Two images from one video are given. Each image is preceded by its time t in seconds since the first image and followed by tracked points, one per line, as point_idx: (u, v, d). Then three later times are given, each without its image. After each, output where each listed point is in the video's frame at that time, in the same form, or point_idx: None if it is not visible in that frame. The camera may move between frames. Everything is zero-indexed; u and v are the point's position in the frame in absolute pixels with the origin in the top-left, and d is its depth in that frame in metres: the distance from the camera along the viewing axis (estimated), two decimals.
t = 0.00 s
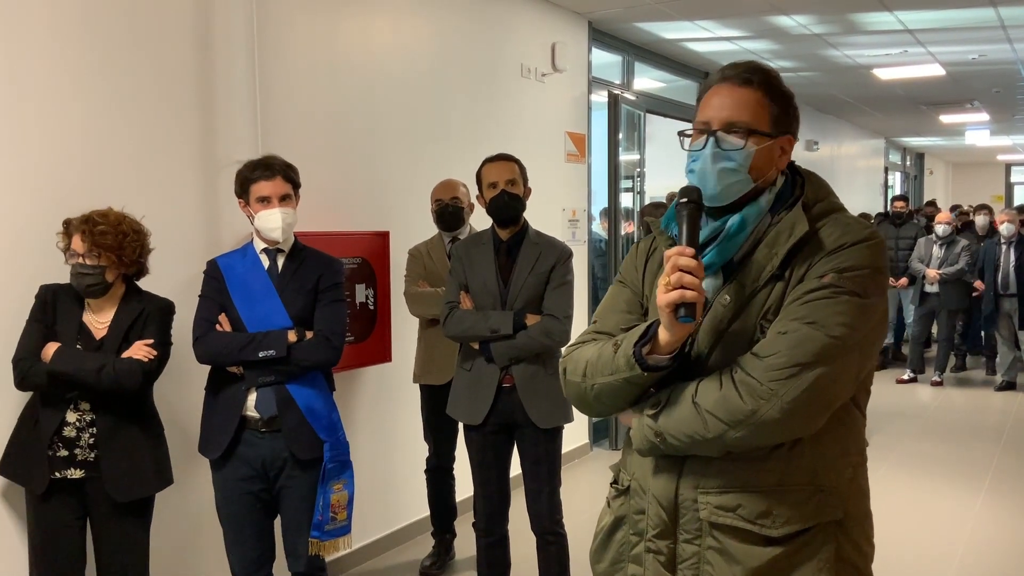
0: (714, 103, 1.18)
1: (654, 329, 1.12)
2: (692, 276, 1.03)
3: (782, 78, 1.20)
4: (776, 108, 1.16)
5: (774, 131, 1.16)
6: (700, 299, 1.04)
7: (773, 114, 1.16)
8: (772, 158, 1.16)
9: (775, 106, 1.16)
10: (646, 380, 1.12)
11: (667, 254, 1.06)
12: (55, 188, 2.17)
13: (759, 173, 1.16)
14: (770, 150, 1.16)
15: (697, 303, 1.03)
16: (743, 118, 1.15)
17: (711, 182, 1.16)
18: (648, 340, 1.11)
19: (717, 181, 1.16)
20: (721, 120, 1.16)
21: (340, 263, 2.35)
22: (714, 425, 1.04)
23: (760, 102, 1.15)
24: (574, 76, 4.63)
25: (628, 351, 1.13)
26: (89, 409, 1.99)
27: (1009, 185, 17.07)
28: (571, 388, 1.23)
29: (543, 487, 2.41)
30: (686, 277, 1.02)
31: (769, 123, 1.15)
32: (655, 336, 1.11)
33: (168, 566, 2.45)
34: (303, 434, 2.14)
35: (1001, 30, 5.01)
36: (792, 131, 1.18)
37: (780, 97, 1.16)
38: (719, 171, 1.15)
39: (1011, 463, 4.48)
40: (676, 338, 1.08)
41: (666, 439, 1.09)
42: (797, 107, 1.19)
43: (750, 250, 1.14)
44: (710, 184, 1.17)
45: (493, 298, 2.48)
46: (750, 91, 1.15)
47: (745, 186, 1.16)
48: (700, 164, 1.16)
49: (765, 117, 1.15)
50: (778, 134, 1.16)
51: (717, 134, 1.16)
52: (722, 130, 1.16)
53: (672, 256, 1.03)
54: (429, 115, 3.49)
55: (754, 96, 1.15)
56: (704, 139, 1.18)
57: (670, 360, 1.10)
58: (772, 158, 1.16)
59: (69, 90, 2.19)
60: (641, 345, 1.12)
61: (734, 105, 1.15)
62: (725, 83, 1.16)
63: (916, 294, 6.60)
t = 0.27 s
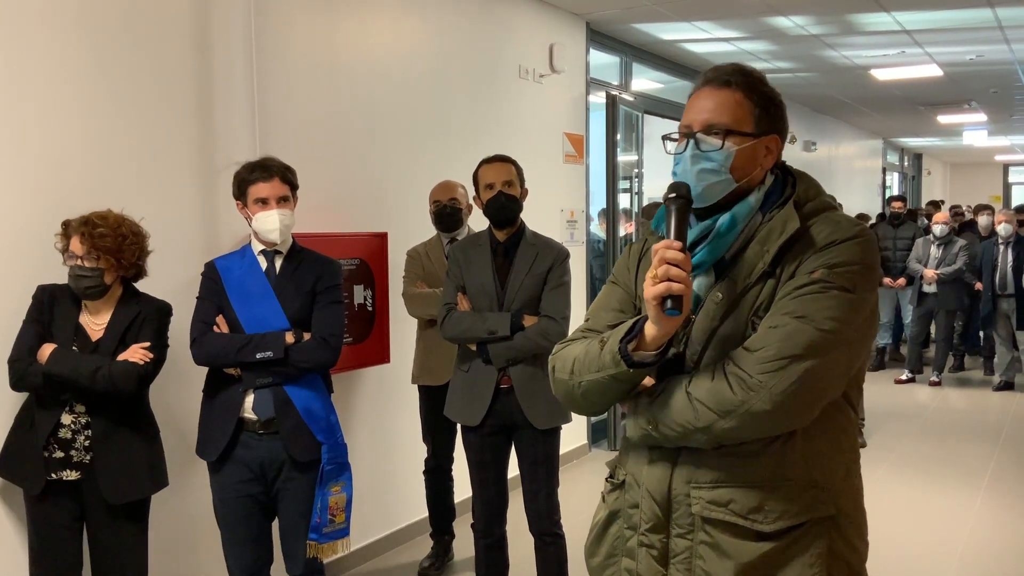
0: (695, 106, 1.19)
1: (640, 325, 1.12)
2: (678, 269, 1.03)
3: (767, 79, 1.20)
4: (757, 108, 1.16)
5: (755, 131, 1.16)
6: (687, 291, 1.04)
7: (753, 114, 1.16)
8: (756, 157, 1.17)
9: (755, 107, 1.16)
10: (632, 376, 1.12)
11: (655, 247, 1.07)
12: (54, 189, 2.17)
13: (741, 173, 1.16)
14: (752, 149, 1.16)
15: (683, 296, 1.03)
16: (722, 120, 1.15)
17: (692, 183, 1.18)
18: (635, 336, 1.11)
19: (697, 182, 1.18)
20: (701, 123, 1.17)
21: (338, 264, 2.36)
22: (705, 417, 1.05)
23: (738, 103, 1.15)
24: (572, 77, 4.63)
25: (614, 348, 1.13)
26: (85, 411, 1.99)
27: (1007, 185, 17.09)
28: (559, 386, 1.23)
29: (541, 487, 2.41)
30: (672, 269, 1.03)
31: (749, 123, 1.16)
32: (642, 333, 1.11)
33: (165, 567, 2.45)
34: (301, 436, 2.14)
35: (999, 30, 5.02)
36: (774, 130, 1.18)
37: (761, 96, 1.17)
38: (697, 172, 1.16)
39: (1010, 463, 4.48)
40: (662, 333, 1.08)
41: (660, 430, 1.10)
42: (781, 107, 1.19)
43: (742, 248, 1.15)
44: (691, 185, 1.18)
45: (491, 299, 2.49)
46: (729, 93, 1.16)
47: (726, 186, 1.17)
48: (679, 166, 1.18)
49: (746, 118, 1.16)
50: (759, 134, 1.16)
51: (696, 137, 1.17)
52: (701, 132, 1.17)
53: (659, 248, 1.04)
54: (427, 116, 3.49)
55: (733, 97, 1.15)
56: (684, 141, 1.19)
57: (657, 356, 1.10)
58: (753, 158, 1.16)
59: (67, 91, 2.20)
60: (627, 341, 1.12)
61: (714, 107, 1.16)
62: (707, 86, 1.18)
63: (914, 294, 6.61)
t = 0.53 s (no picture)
0: (683, 109, 1.19)
1: (635, 332, 1.12)
2: (668, 273, 1.03)
3: (753, 79, 1.20)
4: (744, 109, 1.16)
5: (742, 132, 1.16)
6: (677, 295, 1.04)
7: (741, 115, 1.16)
8: (745, 158, 1.17)
9: (743, 108, 1.16)
10: (630, 382, 1.12)
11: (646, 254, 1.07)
12: (50, 190, 2.17)
13: (731, 175, 1.16)
14: (741, 151, 1.16)
15: (673, 299, 1.04)
16: (710, 121, 1.15)
17: (683, 187, 1.18)
18: (630, 342, 1.12)
19: (688, 186, 1.18)
20: (690, 126, 1.17)
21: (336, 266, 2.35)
22: (702, 426, 1.04)
23: (725, 104, 1.15)
24: (570, 78, 4.63)
25: (611, 355, 1.13)
26: (82, 413, 1.98)
27: (1004, 186, 17.13)
28: (562, 396, 1.23)
29: (539, 489, 2.41)
30: (661, 274, 1.03)
31: (737, 124, 1.16)
32: (637, 339, 1.12)
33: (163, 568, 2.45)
34: (298, 438, 2.13)
35: (997, 31, 5.02)
36: (762, 130, 1.18)
37: (747, 97, 1.17)
38: (688, 175, 1.17)
39: (1008, 463, 4.49)
40: (656, 338, 1.08)
41: (655, 440, 1.09)
42: (768, 107, 1.19)
43: (735, 253, 1.14)
44: (682, 189, 1.19)
45: (489, 300, 2.48)
46: (716, 95, 1.15)
47: (716, 190, 1.18)
48: (670, 170, 1.18)
49: (733, 119, 1.15)
50: (747, 135, 1.16)
51: (684, 139, 1.17)
52: (690, 135, 1.17)
53: (648, 254, 1.04)
54: (424, 117, 3.49)
55: (720, 99, 1.15)
56: (674, 145, 1.19)
57: (653, 362, 1.10)
58: (742, 159, 1.16)
59: (65, 91, 2.19)
60: (622, 348, 1.12)
61: (701, 109, 1.16)
62: (694, 89, 1.17)
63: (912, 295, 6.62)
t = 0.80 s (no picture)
0: (682, 111, 1.19)
1: (632, 334, 1.13)
2: (663, 277, 1.04)
3: (752, 83, 1.20)
4: (744, 112, 1.17)
5: (742, 135, 1.17)
6: (672, 298, 1.05)
7: (740, 118, 1.17)
8: (745, 160, 1.17)
9: (742, 111, 1.17)
10: (625, 384, 1.13)
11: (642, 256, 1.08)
12: (49, 192, 2.17)
13: (730, 177, 1.17)
14: (740, 154, 1.16)
15: (668, 303, 1.04)
16: (710, 124, 1.16)
17: (683, 189, 1.18)
18: (626, 344, 1.12)
19: (687, 188, 1.18)
20: (689, 128, 1.17)
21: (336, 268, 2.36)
22: (697, 427, 1.05)
23: (725, 107, 1.16)
24: (569, 79, 4.64)
25: (607, 356, 1.14)
26: (83, 415, 1.98)
27: (1003, 187, 17.15)
28: (559, 397, 1.23)
29: (538, 491, 2.41)
30: (657, 277, 1.04)
31: (736, 127, 1.16)
32: (633, 341, 1.12)
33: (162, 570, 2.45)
34: (297, 440, 2.14)
35: (995, 32, 5.02)
36: (761, 134, 1.18)
37: (746, 100, 1.17)
38: (688, 177, 1.17)
39: (1007, 464, 4.49)
40: (652, 340, 1.09)
41: (651, 441, 1.09)
42: (767, 110, 1.20)
43: (732, 255, 1.15)
44: (681, 191, 1.18)
45: (488, 302, 2.49)
46: (716, 97, 1.16)
47: (716, 192, 1.18)
48: (670, 172, 1.18)
49: (733, 122, 1.16)
50: (746, 138, 1.17)
51: (684, 142, 1.17)
52: (690, 137, 1.17)
53: (644, 258, 1.05)
54: (424, 119, 3.50)
55: (719, 102, 1.16)
56: (673, 147, 1.19)
57: (650, 364, 1.11)
58: (742, 161, 1.17)
59: (64, 94, 2.20)
60: (618, 350, 1.13)
61: (701, 112, 1.16)
62: (693, 91, 1.18)
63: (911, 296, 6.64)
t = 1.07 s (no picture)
0: (693, 111, 1.18)
1: (638, 335, 1.13)
2: (672, 281, 1.04)
3: (760, 84, 1.21)
4: (755, 114, 1.17)
5: (753, 137, 1.18)
6: (681, 302, 1.05)
7: (752, 120, 1.17)
8: (755, 161, 1.18)
9: (754, 113, 1.17)
10: (630, 385, 1.13)
11: (651, 259, 1.08)
12: (50, 193, 2.18)
13: (743, 179, 1.17)
14: (751, 156, 1.17)
15: (678, 307, 1.04)
16: (723, 125, 1.16)
17: (697, 190, 1.18)
18: (632, 346, 1.12)
19: (702, 189, 1.18)
20: (702, 128, 1.17)
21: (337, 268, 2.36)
22: (697, 427, 1.05)
23: (737, 108, 1.16)
24: (569, 81, 4.64)
25: (613, 357, 1.14)
26: (88, 415, 1.99)
27: (1004, 188, 17.15)
28: (560, 396, 1.23)
29: (538, 492, 2.41)
30: (667, 281, 1.04)
31: (748, 129, 1.17)
32: (639, 342, 1.13)
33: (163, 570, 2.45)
34: (299, 442, 2.14)
35: (995, 34, 5.03)
36: (770, 136, 1.19)
37: (757, 101, 1.18)
38: (704, 178, 1.17)
39: (1007, 466, 4.49)
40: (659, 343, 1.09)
41: (651, 442, 1.10)
42: (775, 113, 1.21)
43: (734, 255, 1.15)
44: (695, 192, 1.19)
45: (488, 303, 2.49)
46: (728, 98, 1.16)
47: (729, 193, 1.18)
48: (684, 172, 1.18)
49: (745, 123, 1.17)
50: (757, 140, 1.17)
51: (698, 143, 1.17)
52: (703, 138, 1.17)
53: (654, 261, 1.05)
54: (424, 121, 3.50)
55: (732, 103, 1.16)
56: (685, 147, 1.19)
57: (655, 365, 1.11)
58: (754, 163, 1.17)
59: (64, 96, 2.20)
60: (624, 350, 1.13)
61: (712, 112, 1.16)
62: (703, 91, 1.17)
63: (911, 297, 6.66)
